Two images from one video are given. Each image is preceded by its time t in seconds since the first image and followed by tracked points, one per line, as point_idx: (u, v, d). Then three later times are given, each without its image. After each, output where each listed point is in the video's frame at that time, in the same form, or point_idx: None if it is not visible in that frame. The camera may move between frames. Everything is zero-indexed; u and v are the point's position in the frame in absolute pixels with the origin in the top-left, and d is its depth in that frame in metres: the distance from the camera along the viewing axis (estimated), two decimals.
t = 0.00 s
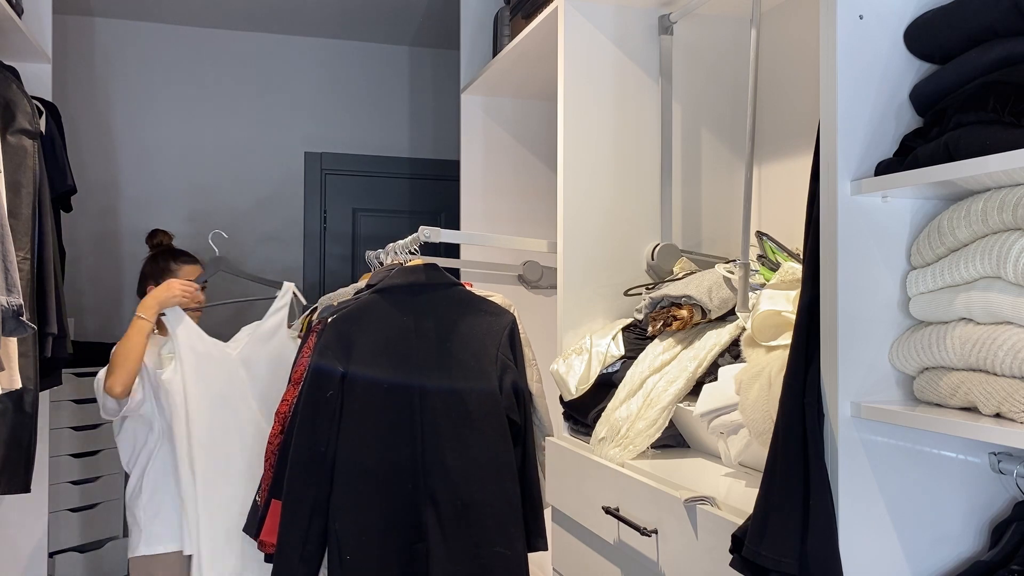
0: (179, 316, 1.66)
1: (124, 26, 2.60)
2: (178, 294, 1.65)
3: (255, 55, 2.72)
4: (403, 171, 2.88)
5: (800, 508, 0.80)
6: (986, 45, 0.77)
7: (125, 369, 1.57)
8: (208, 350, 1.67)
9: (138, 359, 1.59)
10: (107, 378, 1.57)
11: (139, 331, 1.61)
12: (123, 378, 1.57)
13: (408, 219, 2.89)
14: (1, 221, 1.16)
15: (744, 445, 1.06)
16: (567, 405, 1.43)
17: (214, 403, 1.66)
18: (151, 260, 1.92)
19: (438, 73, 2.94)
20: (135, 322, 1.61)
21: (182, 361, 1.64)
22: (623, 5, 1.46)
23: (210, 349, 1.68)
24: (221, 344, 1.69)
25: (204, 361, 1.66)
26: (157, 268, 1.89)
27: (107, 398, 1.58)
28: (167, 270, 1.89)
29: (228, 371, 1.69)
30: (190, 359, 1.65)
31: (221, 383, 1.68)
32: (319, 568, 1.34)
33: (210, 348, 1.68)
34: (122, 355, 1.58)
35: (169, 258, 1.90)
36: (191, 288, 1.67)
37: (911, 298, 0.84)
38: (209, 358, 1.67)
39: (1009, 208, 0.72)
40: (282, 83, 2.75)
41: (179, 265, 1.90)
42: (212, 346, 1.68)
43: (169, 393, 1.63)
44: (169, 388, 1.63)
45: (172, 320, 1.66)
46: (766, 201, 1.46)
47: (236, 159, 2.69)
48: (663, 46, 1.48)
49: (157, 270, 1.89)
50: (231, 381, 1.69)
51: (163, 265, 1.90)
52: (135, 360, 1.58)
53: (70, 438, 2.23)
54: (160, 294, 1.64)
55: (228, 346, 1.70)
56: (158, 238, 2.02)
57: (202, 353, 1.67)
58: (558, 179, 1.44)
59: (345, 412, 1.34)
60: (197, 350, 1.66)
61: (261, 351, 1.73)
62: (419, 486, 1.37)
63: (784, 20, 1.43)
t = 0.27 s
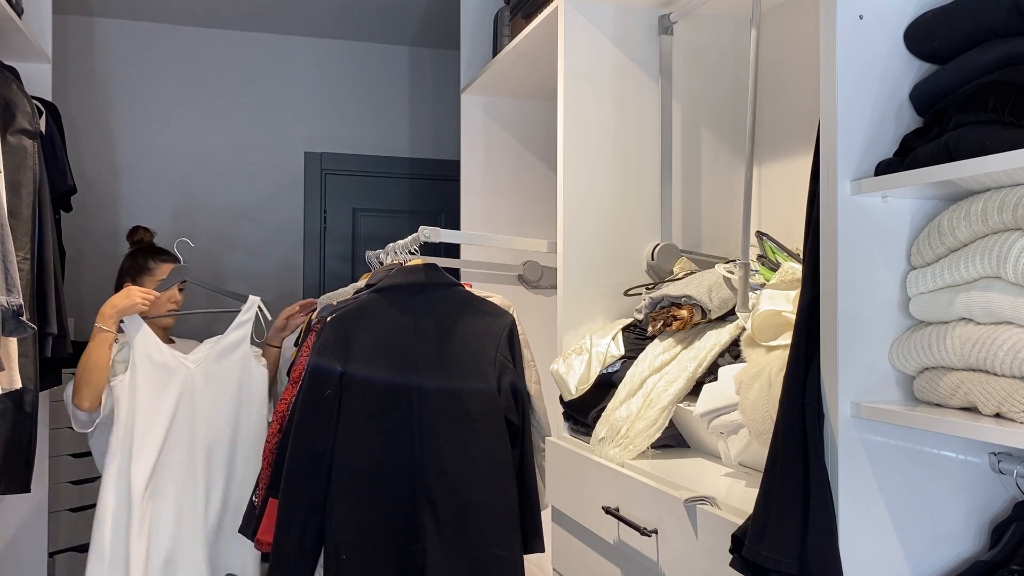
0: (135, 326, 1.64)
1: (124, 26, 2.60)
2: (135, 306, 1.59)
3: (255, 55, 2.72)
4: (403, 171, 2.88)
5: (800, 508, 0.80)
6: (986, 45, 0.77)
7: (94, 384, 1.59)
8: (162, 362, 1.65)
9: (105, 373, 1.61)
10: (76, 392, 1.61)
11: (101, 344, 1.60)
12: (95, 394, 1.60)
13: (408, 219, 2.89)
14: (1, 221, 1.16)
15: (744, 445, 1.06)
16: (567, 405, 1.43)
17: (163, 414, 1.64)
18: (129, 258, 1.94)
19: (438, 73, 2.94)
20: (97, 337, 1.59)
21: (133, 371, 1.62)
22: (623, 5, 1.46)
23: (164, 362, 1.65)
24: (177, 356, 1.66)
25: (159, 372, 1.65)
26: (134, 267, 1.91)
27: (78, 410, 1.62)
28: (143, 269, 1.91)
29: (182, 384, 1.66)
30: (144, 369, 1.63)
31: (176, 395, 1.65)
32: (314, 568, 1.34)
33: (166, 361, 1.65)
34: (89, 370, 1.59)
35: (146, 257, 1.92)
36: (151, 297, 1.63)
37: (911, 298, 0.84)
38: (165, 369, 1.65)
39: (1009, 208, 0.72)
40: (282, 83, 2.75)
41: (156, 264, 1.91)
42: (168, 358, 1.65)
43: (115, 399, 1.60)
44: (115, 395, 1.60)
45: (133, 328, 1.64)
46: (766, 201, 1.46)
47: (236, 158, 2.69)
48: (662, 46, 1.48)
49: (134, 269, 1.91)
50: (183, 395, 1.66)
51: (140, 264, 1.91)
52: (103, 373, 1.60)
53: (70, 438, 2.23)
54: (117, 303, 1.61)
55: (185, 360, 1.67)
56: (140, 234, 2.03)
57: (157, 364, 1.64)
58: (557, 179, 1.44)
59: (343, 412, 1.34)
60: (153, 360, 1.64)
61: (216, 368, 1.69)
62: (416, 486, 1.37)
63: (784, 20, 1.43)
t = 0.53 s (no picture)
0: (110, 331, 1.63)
1: (124, 26, 2.60)
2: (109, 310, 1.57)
3: (255, 55, 2.72)
4: (403, 171, 2.88)
5: (800, 508, 0.80)
6: (986, 45, 0.77)
7: (71, 389, 1.58)
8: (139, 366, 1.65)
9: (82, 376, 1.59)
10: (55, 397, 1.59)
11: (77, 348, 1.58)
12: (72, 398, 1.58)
13: (407, 219, 2.89)
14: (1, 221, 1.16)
15: (744, 445, 1.06)
16: (567, 404, 1.43)
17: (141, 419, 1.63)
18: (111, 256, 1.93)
19: (438, 73, 2.94)
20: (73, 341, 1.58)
21: (110, 375, 1.62)
22: (623, 5, 1.46)
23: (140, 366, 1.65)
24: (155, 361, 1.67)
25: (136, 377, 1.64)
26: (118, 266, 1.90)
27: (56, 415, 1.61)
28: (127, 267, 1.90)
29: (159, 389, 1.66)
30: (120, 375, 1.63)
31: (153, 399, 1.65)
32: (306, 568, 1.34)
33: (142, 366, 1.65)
34: (67, 374, 1.58)
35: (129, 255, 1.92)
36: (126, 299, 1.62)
37: (911, 298, 0.84)
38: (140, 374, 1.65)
39: (1009, 208, 0.72)
40: (282, 83, 2.75)
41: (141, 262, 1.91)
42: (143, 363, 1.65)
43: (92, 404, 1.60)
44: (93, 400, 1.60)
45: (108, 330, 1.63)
46: (766, 201, 1.46)
47: (235, 158, 2.68)
48: (662, 46, 1.48)
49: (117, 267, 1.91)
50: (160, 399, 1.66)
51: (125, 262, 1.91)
52: (81, 376, 1.58)
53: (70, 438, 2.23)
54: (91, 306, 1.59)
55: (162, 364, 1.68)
56: (123, 232, 2.01)
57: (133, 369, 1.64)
58: (557, 179, 1.44)
59: (340, 411, 1.34)
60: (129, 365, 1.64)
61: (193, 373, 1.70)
62: (412, 487, 1.37)
63: (784, 20, 1.43)
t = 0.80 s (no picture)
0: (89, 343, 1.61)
1: (124, 26, 2.60)
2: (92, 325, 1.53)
3: (255, 55, 2.72)
4: (403, 171, 2.88)
5: (800, 508, 0.80)
6: (986, 45, 0.77)
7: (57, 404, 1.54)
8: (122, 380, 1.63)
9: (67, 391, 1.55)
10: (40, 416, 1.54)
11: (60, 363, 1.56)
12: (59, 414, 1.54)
13: (408, 219, 2.89)
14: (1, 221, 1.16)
15: (744, 444, 1.06)
16: (566, 405, 1.44)
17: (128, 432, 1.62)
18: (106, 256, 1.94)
19: (438, 73, 2.94)
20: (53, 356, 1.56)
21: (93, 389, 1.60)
22: (623, 5, 1.46)
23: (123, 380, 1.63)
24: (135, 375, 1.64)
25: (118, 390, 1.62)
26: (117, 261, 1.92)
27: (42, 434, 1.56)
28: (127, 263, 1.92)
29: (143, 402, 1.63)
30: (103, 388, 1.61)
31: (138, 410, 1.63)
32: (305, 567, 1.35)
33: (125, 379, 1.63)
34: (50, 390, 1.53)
35: (127, 251, 1.94)
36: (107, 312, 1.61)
37: (911, 298, 0.84)
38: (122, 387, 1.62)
39: (1009, 208, 0.72)
40: (282, 83, 2.75)
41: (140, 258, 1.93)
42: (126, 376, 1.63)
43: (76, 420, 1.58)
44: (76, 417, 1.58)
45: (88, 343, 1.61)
46: (766, 201, 1.46)
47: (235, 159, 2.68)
48: (662, 46, 1.48)
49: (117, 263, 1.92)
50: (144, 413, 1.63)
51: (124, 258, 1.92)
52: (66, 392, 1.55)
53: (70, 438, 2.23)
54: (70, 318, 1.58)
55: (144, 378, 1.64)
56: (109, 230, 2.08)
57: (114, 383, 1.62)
58: (557, 179, 1.44)
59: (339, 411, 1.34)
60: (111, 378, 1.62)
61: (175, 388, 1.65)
62: (411, 487, 1.37)
63: (784, 20, 1.43)
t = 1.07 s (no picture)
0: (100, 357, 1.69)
1: (124, 26, 2.60)
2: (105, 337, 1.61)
3: (254, 54, 2.72)
4: (403, 171, 2.88)
5: (800, 508, 0.80)
6: (986, 45, 0.77)
7: (66, 414, 1.60)
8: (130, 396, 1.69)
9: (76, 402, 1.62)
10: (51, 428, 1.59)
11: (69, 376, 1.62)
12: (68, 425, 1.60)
13: (408, 219, 2.89)
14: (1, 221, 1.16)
15: (744, 444, 1.06)
16: (566, 405, 1.44)
17: (136, 446, 1.68)
18: (105, 255, 1.94)
19: (438, 73, 2.94)
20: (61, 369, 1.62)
21: (101, 402, 1.66)
22: (623, 5, 1.47)
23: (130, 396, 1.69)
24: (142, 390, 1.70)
25: (125, 406, 1.68)
26: (119, 259, 1.94)
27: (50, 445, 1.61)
28: (129, 261, 1.94)
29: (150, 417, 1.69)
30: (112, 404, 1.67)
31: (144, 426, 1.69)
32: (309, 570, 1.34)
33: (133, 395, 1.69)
34: (60, 400, 1.60)
35: (128, 249, 1.96)
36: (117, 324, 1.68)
37: (911, 298, 0.84)
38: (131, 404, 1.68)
39: (1009, 208, 0.72)
40: (282, 83, 2.75)
41: (141, 256, 1.96)
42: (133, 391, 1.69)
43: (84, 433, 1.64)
44: (87, 430, 1.64)
45: (97, 357, 1.69)
46: (766, 201, 1.46)
47: (235, 159, 2.68)
48: (662, 46, 1.48)
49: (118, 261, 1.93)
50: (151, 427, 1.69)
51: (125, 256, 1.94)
52: (76, 403, 1.61)
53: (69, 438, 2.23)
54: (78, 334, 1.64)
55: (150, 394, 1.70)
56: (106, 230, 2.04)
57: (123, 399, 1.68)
58: (557, 179, 1.44)
59: (342, 411, 1.34)
60: (120, 392, 1.68)
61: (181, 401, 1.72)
62: (414, 488, 1.37)
63: (784, 20, 1.43)
